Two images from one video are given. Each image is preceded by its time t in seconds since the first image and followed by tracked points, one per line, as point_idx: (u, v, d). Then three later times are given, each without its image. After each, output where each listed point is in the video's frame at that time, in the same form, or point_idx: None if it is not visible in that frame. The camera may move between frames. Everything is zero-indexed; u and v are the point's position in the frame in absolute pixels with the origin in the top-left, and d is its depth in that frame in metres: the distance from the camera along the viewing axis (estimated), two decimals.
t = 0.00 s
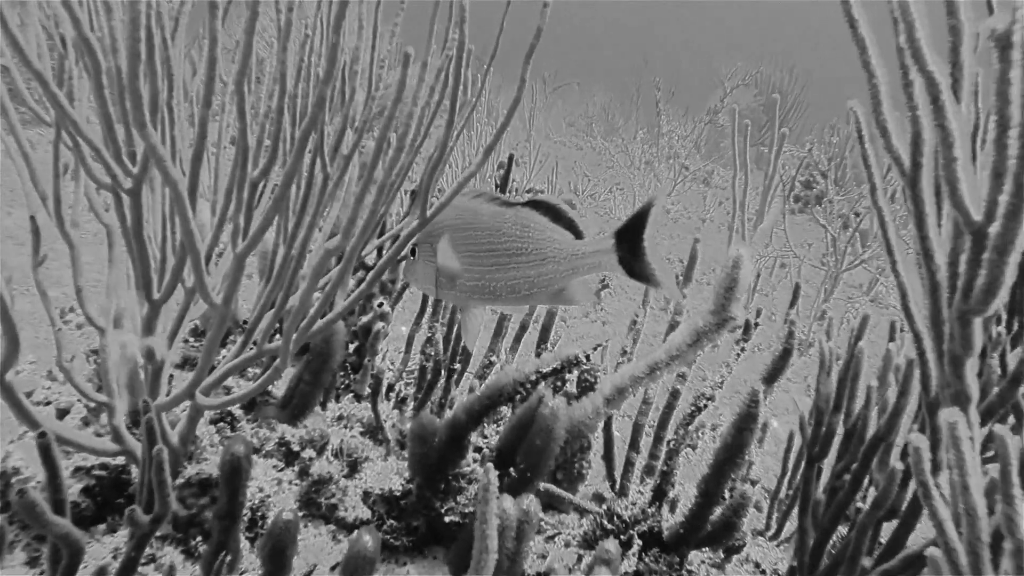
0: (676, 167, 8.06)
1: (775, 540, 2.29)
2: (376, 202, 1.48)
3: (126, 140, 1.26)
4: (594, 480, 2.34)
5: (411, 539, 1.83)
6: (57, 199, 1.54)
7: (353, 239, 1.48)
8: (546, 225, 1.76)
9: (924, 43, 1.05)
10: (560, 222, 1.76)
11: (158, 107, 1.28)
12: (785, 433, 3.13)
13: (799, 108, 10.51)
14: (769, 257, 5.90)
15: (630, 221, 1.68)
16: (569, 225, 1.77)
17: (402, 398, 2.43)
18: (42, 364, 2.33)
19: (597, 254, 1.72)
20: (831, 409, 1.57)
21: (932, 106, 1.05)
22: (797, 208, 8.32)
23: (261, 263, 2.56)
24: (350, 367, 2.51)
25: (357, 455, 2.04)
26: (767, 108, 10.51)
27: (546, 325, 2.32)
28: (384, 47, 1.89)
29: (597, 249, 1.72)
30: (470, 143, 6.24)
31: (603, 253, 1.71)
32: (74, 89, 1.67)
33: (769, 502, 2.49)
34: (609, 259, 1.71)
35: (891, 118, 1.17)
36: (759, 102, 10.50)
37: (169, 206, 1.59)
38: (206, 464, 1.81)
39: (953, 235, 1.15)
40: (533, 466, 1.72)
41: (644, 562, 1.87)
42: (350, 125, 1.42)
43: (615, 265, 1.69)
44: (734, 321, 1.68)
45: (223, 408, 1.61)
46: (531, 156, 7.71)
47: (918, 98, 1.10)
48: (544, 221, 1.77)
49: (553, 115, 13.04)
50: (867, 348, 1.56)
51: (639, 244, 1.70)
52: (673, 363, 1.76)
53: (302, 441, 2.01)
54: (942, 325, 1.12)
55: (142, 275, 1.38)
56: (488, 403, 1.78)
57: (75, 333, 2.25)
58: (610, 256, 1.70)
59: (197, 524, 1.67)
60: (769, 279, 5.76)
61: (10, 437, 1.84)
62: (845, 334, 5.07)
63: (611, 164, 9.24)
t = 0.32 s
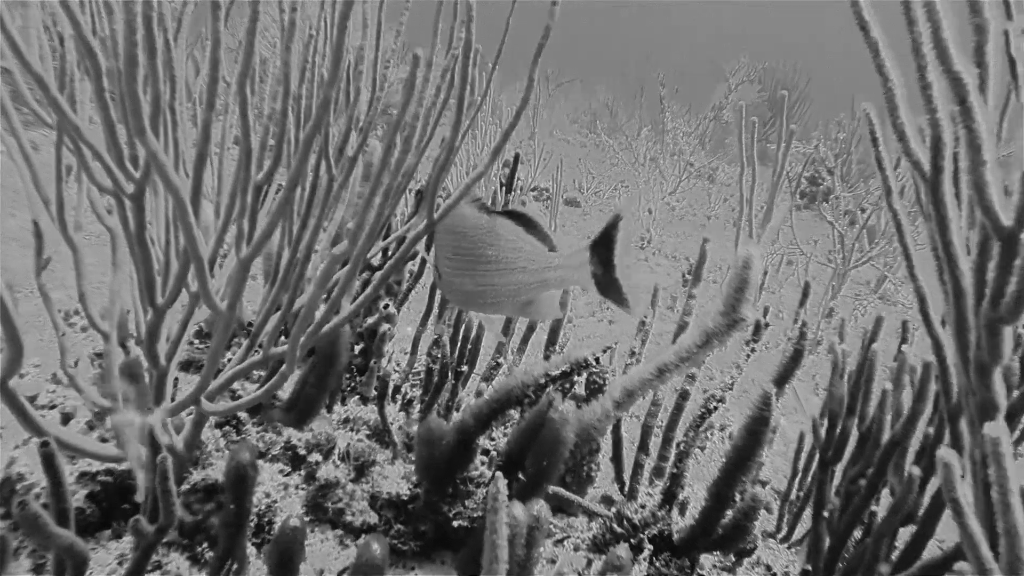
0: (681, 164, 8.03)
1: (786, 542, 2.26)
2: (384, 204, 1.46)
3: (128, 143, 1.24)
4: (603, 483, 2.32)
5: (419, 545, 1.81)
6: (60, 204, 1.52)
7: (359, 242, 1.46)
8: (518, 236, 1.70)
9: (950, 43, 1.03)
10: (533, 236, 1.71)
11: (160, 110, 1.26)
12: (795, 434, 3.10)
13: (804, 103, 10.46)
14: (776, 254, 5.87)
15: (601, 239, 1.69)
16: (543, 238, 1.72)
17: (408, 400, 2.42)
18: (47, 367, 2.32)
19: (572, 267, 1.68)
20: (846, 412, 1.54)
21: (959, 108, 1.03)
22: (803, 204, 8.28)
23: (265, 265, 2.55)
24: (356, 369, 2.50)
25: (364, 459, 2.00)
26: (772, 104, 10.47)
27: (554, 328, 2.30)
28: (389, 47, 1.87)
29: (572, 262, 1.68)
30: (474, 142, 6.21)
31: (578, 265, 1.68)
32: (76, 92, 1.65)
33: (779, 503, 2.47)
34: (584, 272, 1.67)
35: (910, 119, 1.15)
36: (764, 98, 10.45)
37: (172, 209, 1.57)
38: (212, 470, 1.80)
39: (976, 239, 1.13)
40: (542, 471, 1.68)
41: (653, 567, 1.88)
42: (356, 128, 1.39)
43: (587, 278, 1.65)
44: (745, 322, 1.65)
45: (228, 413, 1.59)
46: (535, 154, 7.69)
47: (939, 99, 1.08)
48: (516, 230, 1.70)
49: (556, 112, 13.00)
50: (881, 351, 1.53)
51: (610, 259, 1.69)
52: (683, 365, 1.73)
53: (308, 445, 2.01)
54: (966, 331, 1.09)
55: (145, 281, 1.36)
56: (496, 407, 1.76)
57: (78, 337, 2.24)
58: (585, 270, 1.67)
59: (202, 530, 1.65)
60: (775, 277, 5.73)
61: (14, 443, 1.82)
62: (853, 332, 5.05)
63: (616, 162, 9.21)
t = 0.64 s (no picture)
0: (686, 162, 8.00)
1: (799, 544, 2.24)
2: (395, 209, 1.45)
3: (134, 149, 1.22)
4: (613, 485, 2.31)
5: (430, 549, 1.80)
6: (66, 209, 1.50)
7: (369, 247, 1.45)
8: (479, 248, 1.63)
9: (981, 43, 1.03)
10: (493, 248, 1.63)
11: (167, 115, 1.24)
12: (805, 434, 3.08)
13: (809, 99, 10.41)
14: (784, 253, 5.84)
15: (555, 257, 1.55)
16: (501, 252, 1.63)
17: (416, 403, 2.41)
18: (54, 372, 2.30)
19: (518, 288, 1.57)
20: (861, 414, 1.52)
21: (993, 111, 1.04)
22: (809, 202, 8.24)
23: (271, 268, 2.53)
24: (363, 372, 2.50)
25: (374, 463, 2.00)
26: (777, 101, 10.43)
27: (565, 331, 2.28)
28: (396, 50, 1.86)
29: (519, 281, 1.57)
30: (478, 142, 6.19)
31: (523, 287, 1.56)
32: (83, 98, 1.64)
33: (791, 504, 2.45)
34: (530, 295, 1.56)
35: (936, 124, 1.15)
36: (769, 95, 10.41)
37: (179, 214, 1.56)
38: (222, 477, 1.79)
39: (1004, 241, 1.11)
40: (554, 476, 1.63)
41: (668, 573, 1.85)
42: (365, 132, 1.38)
43: (533, 303, 1.54)
44: (758, 323, 1.64)
45: (238, 420, 1.58)
46: (540, 153, 7.67)
47: (968, 102, 1.08)
48: (479, 242, 1.63)
49: (560, 110, 12.98)
50: (898, 354, 1.51)
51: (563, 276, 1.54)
52: (695, 367, 1.71)
53: (318, 450, 2.00)
54: (998, 337, 1.07)
55: (153, 288, 1.35)
56: (507, 412, 1.75)
57: (85, 342, 2.23)
58: (531, 293, 1.56)
59: (212, 537, 1.63)
60: (783, 275, 5.70)
61: (21, 451, 1.81)
62: (862, 330, 5.02)
63: (621, 160, 9.18)
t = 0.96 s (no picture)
0: (693, 161, 7.97)
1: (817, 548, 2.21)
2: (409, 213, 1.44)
3: (147, 157, 1.20)
4: (627, 489, 2.29)
5: (444, 556, 1.77)
6: (77, 217, 1.49)
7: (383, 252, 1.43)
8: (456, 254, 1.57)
9: None
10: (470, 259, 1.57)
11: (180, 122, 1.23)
12: (818, 436, 3.06)
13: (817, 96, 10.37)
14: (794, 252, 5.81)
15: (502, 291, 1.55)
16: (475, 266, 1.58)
17: (429, 407, 2.40)
18: (66, 377, 2.30)
19: (465, 302, 1.56)
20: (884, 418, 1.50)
21: None
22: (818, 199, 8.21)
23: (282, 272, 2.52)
24: (375, 377, 2.49)
25: (387, 468, 1.99)
26: (784, 97, 10.39)
27: (578, 335, 2.26)
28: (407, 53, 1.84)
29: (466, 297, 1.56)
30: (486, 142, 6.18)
31: (466, 306, 1.55)
32: (94, 105, 1.62)
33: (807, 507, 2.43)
34: (473, 314, 1.56)
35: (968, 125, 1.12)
36: (776, 92, 10.37)
37: (191, 221, 1.54)
38: (236, 484, 1.78)
39: None
40: (571, 480, 1.62)
41: None
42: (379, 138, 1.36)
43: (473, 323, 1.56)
44: (776, 327, 1.62)
45: (252, 428, 1.57)
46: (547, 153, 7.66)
47: (1008, 106, 1.06)
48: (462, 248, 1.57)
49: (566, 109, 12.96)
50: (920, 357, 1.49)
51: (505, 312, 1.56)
52: (712, 372, 1.69)
53: (331, 455, 1.99)
54: None
55: (166, 296, 1.33)
56: (522, 418, 1.71)
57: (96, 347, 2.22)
58: (474, 312, 1.56)
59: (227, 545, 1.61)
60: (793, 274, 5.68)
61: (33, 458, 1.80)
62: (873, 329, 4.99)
63: (629, 158, 9.16)
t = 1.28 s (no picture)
0: (704, 160, 7.94)
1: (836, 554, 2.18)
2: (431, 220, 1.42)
3: (166, 167, 1.19)
4: (645, 494, 2.27)
5: (461, 562, 1.77)
6: (95, 225, 1.48)
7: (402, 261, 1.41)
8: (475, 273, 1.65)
9: None
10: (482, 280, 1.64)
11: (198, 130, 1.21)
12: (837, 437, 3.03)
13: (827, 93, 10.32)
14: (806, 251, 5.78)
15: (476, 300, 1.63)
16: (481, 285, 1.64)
17: (445, 412, 2.40)
18: (81, 384, 2.29)
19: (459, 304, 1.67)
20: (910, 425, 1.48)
21: None
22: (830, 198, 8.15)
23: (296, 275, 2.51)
24: (389, 382, 2.48)
25: (403, 475, 1.98)
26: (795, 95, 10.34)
27: (597, 339, 2.24)
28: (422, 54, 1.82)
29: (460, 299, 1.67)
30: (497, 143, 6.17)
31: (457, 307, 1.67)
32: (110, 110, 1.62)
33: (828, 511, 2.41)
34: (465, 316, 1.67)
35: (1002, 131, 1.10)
36: (786, 90, 10.32)
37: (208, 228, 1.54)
38: (253, 493, 1.76)
39: None
40: (592, 488, 1.60)
41: None
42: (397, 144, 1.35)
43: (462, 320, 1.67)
44: (795, 332, 1.61)
45: (271, 438, 1.57)
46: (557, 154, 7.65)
47: None
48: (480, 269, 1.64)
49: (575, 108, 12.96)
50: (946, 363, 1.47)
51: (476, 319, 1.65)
52: (734, 378, 1.67)
53: (347, 462, 1.98)
54: None
55: (185, 305, 1.33)
56: (541, 425, 1.69)
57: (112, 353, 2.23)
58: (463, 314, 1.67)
59: (245, 553, 1.64)
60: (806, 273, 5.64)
61: (51, 466, 1.80)
62: (888, 329, 4.96)
63: (638, 158, 9.14)
